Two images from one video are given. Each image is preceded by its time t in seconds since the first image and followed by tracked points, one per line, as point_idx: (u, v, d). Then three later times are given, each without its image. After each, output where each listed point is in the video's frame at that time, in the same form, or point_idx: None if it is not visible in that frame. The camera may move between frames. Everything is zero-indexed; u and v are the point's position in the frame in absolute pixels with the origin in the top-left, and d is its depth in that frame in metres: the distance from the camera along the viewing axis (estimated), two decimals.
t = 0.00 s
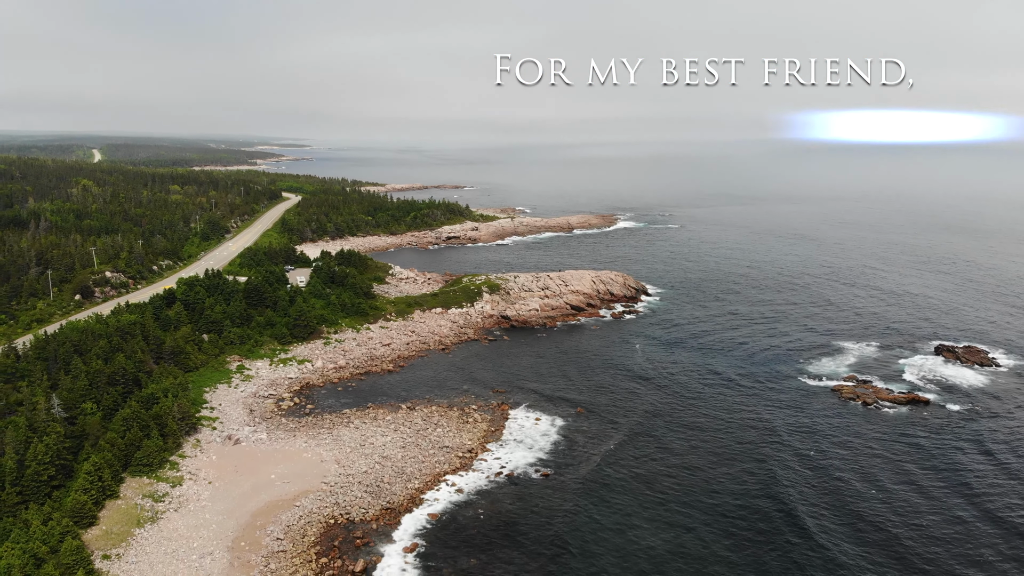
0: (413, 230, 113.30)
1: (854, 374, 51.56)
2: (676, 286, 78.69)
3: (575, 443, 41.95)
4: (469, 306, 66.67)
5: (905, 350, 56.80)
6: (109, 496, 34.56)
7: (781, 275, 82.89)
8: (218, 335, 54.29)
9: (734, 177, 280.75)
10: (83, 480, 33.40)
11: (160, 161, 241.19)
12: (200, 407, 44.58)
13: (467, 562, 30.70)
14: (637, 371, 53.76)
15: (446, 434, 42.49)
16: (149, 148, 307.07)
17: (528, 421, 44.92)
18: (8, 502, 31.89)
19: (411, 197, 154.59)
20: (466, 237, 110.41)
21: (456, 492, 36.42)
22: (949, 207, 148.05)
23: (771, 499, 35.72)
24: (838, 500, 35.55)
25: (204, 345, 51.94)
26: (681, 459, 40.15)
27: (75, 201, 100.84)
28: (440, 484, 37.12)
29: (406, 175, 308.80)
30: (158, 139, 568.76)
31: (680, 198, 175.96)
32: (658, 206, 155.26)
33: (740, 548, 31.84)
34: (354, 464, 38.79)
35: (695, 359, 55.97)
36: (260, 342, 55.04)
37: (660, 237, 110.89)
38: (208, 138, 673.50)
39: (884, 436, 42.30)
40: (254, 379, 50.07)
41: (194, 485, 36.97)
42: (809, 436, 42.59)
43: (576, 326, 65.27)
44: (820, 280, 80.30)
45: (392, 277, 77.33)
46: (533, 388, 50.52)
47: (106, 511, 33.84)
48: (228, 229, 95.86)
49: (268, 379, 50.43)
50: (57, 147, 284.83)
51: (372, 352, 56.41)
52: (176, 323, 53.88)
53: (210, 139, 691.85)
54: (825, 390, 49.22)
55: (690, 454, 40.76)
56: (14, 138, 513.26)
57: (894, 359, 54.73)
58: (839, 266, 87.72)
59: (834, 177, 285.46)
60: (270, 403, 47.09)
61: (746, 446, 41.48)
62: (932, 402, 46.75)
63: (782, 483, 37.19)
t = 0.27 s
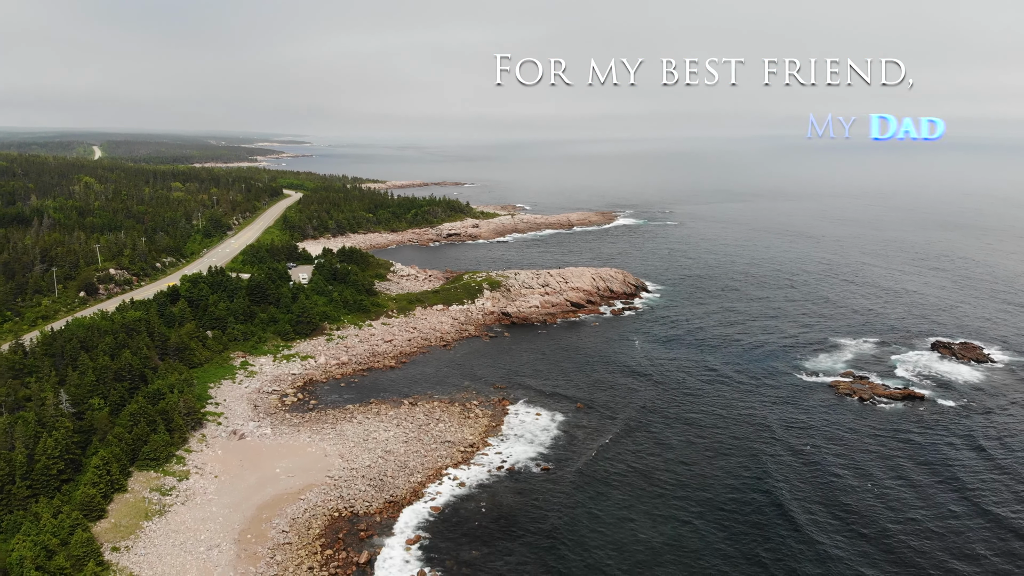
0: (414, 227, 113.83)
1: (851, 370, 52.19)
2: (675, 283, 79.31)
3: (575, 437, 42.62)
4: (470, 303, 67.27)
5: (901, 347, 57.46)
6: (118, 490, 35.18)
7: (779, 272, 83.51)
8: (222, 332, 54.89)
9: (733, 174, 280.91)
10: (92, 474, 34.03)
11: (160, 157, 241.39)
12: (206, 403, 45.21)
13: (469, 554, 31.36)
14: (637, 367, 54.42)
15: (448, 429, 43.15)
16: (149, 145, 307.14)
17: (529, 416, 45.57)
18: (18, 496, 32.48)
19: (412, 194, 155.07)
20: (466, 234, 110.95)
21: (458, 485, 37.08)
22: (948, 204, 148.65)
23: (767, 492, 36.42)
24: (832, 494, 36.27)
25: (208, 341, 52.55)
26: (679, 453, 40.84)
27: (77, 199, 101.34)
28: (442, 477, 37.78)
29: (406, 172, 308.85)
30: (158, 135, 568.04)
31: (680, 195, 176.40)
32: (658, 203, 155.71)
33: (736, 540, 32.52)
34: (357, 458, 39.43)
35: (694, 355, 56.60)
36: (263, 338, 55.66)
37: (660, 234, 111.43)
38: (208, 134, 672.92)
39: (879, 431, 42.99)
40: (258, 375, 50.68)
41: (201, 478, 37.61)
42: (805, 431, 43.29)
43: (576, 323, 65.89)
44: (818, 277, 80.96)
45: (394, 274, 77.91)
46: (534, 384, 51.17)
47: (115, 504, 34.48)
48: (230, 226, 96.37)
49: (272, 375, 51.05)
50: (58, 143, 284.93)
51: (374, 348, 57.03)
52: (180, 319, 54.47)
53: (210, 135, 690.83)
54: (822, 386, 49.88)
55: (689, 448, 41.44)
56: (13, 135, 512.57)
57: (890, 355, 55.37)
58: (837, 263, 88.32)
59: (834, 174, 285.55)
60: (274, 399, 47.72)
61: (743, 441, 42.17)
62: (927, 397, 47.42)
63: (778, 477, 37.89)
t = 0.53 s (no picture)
0: (415, 226, 114.37)
1: (848, 369, 52.79)
2: (675, 282, 79.94)
3: (575, 435, 43.25)
4: (471, 302, 67.86)
5: (898, 345, 58.08)
6: (126, 486, 35.78)
7: (778, 272, 84.10)
8: (226, 330, 55.45)
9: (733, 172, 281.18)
10: (100, 470, 34.62)
11: (161, 156, 241.82)
12: (210, 401, 45.82)
13: (471, 548, 31.96)
14: (636, 365, 55.06)
15: (450, 426, 43.78)
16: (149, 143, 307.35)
17: (530, 413, 46.20)
18: (28, 492, 33.05)
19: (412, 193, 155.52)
20: (467, 233, 111.51)
21: (461, 481, 37.71)
22: (947, 203, 149.14)
23: (764, 488, 37.11)
24: (828, 491, 36.94)
25: (212, 340, 53.12)
26: (678, 450, 41.50)
27: (79, 198, 101.87)
28: (444, 473, 38.41)
29: (406, 171, 309.17)
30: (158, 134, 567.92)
31: (680, 194, 176.83)
32: (658, 202, 156.22)
33: (733, 537, 33.09)
34: (360, 455, 40.04)
35: (693, 354, 57.23)
36: (267, 337, 56.25)
37: (660, 233, 111.99)
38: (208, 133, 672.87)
39: (875, 429, 43.66)
40: (261, 374, 51.26)
41: (207, 475, 38.23)
42: (802, 429, 43.94)
43: (576, 322, 66.50)
44: (816, 277, 81.55)
45: (395, 273, 78.47)
46: (535, 382, 51.79)
47: (123, 500, 35.06)
48: (232, 225, 96.87)
49: (275, 373, 51.63)
50: (59, 142, 285.24)
51: (376, 347, 57.63)
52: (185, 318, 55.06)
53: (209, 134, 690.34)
54: (820, 384, 50.51)
55: (687, 445, 42.09)
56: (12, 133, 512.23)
57: (887, 354, 55.97)
58: (836, 262, 88.89)
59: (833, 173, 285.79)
60: (277, 396, 48.30)
61: (741, 438, 42.80)
62: (923, 395, 48.05)
63: (775, 474, 38.57)
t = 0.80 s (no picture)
0: (415, 227, 114.99)
1: (845, 368, 53.43)
2: (674, 282, 80.60)
3: (575, 432, 43.94)
4: (472, 302, 68.49)
5: (895, 345, 58.75)
6: (133, 483, 36.41)
7: (777, 272, 84.73)
8: (229, 330, 56.08)
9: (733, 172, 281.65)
10: (109, 467, 35.25)
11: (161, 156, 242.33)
12: (215, 400, 46.44)
13: (474, 543, 32.63)
14: (636, 364, 55.73)
15: (452, 424, 44.43)
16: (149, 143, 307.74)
17: (530, 412, 46.84)
18: (38, 488, 33.65)
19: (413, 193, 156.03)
20: (468, 234, 112.12)
21: (462, 478, 38.35)
22: (946, 203, 149.73)
23: (760, 486, 37.81)
24: (823, 488, 37.66)
25: (216, 339, 53.73)
26: (677, 448, 42.17)
27: (82, 198, 102.46)
28: (446, 471, 39.06)
29: (406, 171, 309.61)
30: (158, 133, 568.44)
31: (680, 194, 177.36)
32: (657, 202, 156.84)
33: (730, 533, 33.72)
34: (364, 453, 40.68)
35: (692, 353, 57.88)
36: (270, 337, 56.87)
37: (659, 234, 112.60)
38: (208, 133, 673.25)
39: (870, 427, 44.36)
40: (265, 373, 51.88)
41: (213, 472, 38.84)
42: (799, 427, 44.62)
43: (576, 321, 67.16)
44: (814, 277, 82.24)
45: (396, 273, 79.09)
46: (535, 381, 52.44)
47: (131, 496, 35.69)
48: (234, 225, 97.45)
49: (279, 372, 52.25)
50: (59, 142, 285.66)
51: (378, 346, 58.27)
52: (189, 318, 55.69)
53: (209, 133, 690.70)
54: (817, 383, 51.19)
55: (685, 443, 42.78)
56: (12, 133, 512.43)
57: (884, 353, 56.65)
58: (834, 262, 89.53)
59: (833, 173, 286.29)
60: (281, 395, 48.91)
61: (739, 437, 43.48)
62: (918, 394, 48.72)
63: (771, 472, 39.30)
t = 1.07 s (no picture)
0: (416, 227, 115.62)
1: (843, 368, 54.06)
2: (674, 283, 81.27)
3: (575, 431, 44.55)
4: (473, 302, 69.11)
5: (891, 345, 59.41)
6: (141, 480, 37.02)
7: (776, 272, 85.39)
8: (233, 330, 56.69)
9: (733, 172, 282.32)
10: (117, 464, 35.88)
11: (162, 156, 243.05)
12: (220, 398, 47.05)
13: (475, 539, 33.24)
14: (635, 364, 56.38)
15: (453, 423, 45.05)
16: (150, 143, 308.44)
17: (531, 411, 47.46)
18: (48, 485, 34.24)
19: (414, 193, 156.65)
20: (468, 234, 112.75)
21: (464, 475, 38.96)
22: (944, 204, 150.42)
23: (757, 483, 38.47)
24: (819, 486, 38.31)
25: (220, 339, 54.34)
26: (675, 446, 42.82)
27: (85, 198, 103.07)
28: (449, 468, 39.67)
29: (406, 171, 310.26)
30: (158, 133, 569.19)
31: (679, 194, 178.00)
32: (657, 202, 157.53)
33: (726, 531, 34.29)
34: (367, 450, 41.29)
35: (690, 353, 58.53)
36: (273, 336, 57.49)
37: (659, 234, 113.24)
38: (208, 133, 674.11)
39: (866, 426, 45.00)
40: (269, 372, 52.48)
41: (219, 470, 39.45)
42: (796, 426, 45.26)
43: (576, 321, 67.78)
44: (813, 277, 82.91)
45: (398, 273, 79.72)
46: (536, 380, 53.08)
47: (138, 493, 36.30)
48: (236, 226, 98.06)
49: (282, 371, 52.85)
50: (60, 142, 286.36)
51: (380, 346, 58.89)
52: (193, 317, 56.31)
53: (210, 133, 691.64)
54: (814, 382, 51.84)
55: (684, 441, 43.42)
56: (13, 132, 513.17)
57: (881, 353, 57.30)
58: (832, 263, 90.22)
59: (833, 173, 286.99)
60: (285, 394, 49.52)
61: (737, 435, 44.12)
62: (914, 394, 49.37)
63: (768, 470, 39.96)
